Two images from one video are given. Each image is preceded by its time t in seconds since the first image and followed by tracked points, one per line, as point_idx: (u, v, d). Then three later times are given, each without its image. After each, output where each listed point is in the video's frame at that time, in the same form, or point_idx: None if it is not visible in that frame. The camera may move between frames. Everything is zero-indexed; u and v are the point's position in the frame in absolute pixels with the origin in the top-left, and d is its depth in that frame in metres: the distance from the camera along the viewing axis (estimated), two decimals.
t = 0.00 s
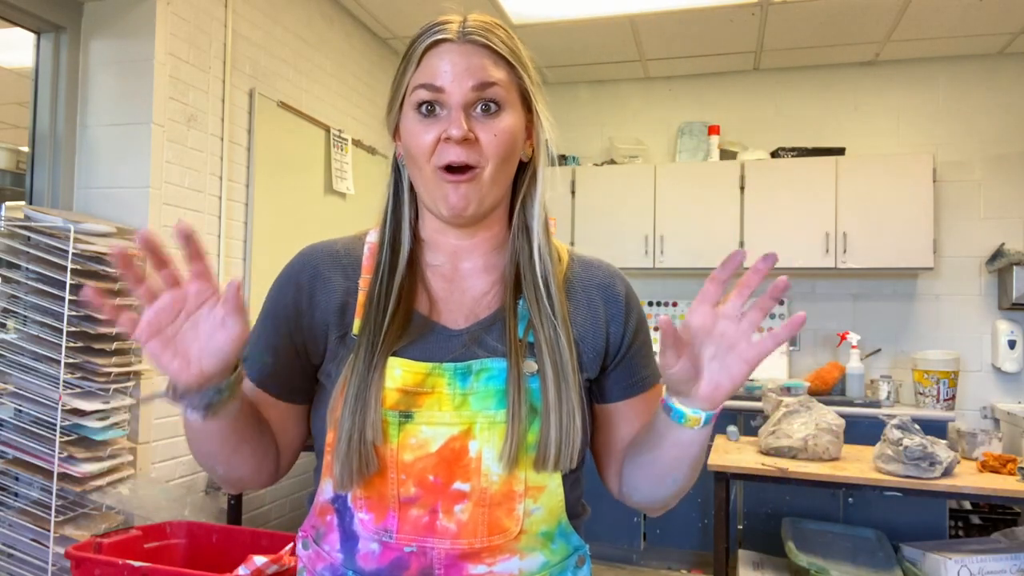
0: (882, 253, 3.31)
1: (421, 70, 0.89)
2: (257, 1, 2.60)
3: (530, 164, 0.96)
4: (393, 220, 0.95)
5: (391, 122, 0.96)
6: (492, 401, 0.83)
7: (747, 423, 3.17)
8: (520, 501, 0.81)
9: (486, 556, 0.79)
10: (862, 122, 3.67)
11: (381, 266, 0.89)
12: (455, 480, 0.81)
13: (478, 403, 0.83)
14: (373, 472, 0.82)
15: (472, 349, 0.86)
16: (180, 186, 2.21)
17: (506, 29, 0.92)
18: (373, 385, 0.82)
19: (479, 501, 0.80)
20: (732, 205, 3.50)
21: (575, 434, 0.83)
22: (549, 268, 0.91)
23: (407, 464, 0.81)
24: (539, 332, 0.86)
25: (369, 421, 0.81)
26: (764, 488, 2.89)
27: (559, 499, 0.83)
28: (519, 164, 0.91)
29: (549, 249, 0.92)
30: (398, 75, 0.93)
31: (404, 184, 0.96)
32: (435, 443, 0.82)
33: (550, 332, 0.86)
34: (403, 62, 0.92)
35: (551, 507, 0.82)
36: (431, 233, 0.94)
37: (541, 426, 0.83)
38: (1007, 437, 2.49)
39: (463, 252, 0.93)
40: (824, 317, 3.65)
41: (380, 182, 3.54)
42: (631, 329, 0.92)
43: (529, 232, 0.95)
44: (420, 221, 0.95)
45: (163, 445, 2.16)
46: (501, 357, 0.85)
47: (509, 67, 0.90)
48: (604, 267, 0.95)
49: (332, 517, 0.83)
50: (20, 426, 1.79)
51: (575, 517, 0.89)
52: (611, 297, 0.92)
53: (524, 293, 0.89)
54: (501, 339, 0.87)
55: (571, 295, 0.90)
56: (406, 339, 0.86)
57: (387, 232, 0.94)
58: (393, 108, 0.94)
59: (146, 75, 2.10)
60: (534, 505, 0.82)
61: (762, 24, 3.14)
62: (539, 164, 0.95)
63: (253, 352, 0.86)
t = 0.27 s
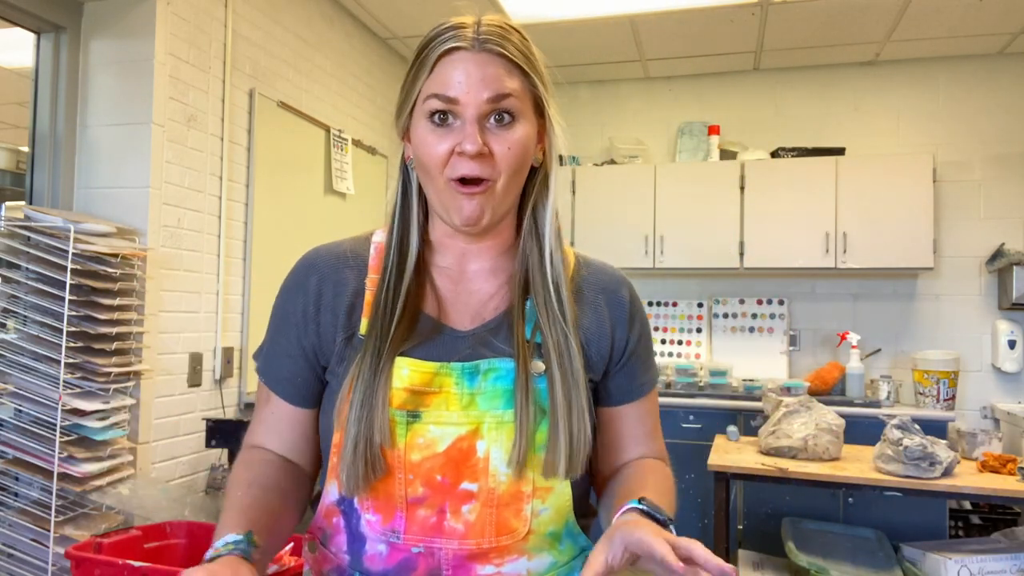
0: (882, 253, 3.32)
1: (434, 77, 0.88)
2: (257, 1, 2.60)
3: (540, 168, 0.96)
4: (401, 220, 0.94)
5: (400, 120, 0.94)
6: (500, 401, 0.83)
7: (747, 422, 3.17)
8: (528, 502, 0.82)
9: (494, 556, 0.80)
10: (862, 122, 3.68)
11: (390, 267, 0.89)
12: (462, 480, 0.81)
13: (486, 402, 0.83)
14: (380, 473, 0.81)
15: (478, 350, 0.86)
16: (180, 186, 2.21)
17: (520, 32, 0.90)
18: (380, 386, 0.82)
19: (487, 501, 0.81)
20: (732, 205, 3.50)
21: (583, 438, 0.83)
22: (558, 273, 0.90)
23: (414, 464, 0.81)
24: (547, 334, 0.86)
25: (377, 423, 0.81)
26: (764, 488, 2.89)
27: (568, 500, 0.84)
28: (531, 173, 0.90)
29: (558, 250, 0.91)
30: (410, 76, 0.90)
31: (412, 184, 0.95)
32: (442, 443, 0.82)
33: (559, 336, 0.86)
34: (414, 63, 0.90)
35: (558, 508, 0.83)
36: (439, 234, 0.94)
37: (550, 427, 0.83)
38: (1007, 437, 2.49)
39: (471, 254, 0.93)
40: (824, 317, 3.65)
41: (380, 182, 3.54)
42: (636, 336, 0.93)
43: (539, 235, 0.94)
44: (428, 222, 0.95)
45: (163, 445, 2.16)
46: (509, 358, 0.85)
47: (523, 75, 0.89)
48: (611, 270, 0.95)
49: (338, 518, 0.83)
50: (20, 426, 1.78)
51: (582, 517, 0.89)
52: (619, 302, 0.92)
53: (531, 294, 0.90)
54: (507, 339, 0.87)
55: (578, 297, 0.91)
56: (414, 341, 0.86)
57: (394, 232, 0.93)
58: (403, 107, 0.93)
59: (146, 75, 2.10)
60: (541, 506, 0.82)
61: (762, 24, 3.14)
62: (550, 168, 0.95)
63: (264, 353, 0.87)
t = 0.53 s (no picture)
0: (882, 253, 3.31)
1: (447, 76, 0.87)
2: (257, 1, 2.60)
3: (544, 167, 0.96)
4: (406, 218, 0.94)
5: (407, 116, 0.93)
6: (503, 402, 0.83)
7: (747, 422, 3.17)
8: (532, 504, 0.81)
9: (498, 558, 0.79)
10: (862, 122, 3.67)
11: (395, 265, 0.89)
12: (466, 481, 0.81)
13: (490, 403, 0.83)
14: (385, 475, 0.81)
15: (484, 349, 0.86)
16: (180, 186, 2.21)
17: (531, 32, 0.90)
18: (383, 387, 0.82)
19: (490, 502, 0.80)
20: (732, 205, 3.50)
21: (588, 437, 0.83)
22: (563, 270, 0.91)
23: (419, 465, 0.81)
24: (551, 331, 0.86)
25: (381, 423, 0.81)
26: (764, 488, 2.88)
27: (573, 502, 0.83)
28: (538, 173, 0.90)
29: (562, 250, 0.92)
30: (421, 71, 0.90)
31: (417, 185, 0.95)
32: (447, 444, 0.82)
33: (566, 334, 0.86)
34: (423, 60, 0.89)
35: (563, 510, 0.82)
36: (444, 232, 0.93)
37: (553, 427, 0.83)
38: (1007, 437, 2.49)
39: (474, 253, 0.92)
40: (824, 317, 3.65)
41: (380, 182, 3.54)
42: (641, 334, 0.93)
43: (546, 234, 0.94)
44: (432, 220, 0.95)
45: (163, 445, 2.16)
46: (513, 358, 0.85)
47: (533, 76, 0.89)
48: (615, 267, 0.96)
49: (342, 520, 0.83)
50: (20, 426, 1.79)
51: (587, 518, 0.89)
52: (624, 299, 0.92)
53: (535, 293, 0.90)
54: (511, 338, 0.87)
55: (581, 294, 0.91)
56: (417, 340, 0.86)
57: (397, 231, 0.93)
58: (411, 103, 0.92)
59: (146, 75, 2.10)
60: (545, 507, 0.82)
61: (762, 24, 3.14)
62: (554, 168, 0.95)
63: (264, 350, 0.88)
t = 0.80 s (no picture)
0: (882, 253, 3.32)
1: (513, 89, 0.79)
2: (257, 1, 2.60)
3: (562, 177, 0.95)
4: (420, 214, 0.88)
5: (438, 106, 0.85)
6: (521, 404, 0.83)
7: (747, 422, 3.17)
8: (552, 504, 0.82)
9: (519, 560, 0.80)
10: (862, 122, 3.67)
11: (412, 268, 0.85)
12: (487, 485, 0.81)
13: (508, 407, 0.83)
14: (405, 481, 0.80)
15: (500, 352, 0.85)
16: (180, 186, 2.21)
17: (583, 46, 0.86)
18: (405, 394, 0.79)
19: (511, 505, 0.81)
20: (732, 205, 3.50)
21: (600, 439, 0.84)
22: (571, 275, 0.92)
23: (439, 471, 0.80)
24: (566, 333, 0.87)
25: (403, 430, 0.79)
26: (764, 488, 2.89)
27: (589, 502, 0.85)
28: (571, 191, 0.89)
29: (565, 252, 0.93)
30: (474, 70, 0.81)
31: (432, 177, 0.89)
32: (467, 450, 0.81)
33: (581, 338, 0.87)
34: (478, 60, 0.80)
35: (580, 511, 0.84)
36: (461, 229, 0.90)
37: (570, 426, 0.84)
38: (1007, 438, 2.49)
39: (488, 257, 0.90)
40: (824, 317, 3.65)
41: (380, 182, 3.54)
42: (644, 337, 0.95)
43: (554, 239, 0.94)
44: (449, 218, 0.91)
45: (163, 445, 2.16)
46: (528, 360, 0.85)
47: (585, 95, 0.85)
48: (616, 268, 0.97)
49: (355, 528, 0.81)
50: (20, 426, 1.79)
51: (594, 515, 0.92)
52: (631, 305, 0.94)
53: (544, 294, 0.90)
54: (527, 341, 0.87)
55: (586, 293, 0.92)
56: (434, 345, 0.84)
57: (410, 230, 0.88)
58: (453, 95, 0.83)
59: (146, 75, 2.10)
60: (564, 509, 0.83)
61: (762, 24, 3.14)
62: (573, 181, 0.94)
63: (268, 362, 0.83)
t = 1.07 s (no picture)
0: (882, 253, 3.32)
1: (575, 93, 0.76)
2: (257, 1, 2.60)
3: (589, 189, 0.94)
4: (457, 211, 0.82)
5: (484, 100, 0.81)
6: (559, 409, 0.80)
7: (747, 422, 3.17)
8: (585, 511, 0.80)
9: (553, 567, 0.77)
10: (862, 122, 3.67)
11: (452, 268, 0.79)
12: (525, 492, 0.76)
13: (547, 411, 0.79)
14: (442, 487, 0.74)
15: (536, 356, 0.81)
16: (180, 186, 2.21)
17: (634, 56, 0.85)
18: (449, 399, 0.74)
19: (549, 513, 0.77)
20: (732, 205, 3.50)
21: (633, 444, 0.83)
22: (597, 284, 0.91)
23: (477, 478, 0.75)
24: (599, 341, 0.85)
25: (444, 440, 0.73)
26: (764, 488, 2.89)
27: (620, 506, 0.84)
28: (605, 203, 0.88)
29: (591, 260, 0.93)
30: (534, 68, 0.77)
31: (467, 172, 0.83)
32: (506, 455, 0.76)
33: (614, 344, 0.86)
34: (539, 60, 0.77)
35: (612, 516, 0.83)
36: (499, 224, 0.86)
37: (606, 434, 0.82)
38: (1007, 438, 2.49)
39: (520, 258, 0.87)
40: (824, 317, 3.65)
41: (380, 182, 3.54)
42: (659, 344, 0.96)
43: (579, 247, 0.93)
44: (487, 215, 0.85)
45: (163, 445, 2.16)
46: (564, 365, 0.82)
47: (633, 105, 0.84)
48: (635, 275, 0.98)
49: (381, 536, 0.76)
50: (20, 426, 1.79)
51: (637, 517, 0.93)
52: (650, 314, 0.95)
53: (576, 297, 0.88)
54: (560, 344, 0.84)
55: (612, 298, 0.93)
56: (473, 351, 0.78)
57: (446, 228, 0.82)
58: (503, 89, 0.79)
59: (146, 75, 2.10)
60: (597, 515, 0.81)
61: (762, 24, 3.14)
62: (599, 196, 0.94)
63: (288, 364, 0.72)
